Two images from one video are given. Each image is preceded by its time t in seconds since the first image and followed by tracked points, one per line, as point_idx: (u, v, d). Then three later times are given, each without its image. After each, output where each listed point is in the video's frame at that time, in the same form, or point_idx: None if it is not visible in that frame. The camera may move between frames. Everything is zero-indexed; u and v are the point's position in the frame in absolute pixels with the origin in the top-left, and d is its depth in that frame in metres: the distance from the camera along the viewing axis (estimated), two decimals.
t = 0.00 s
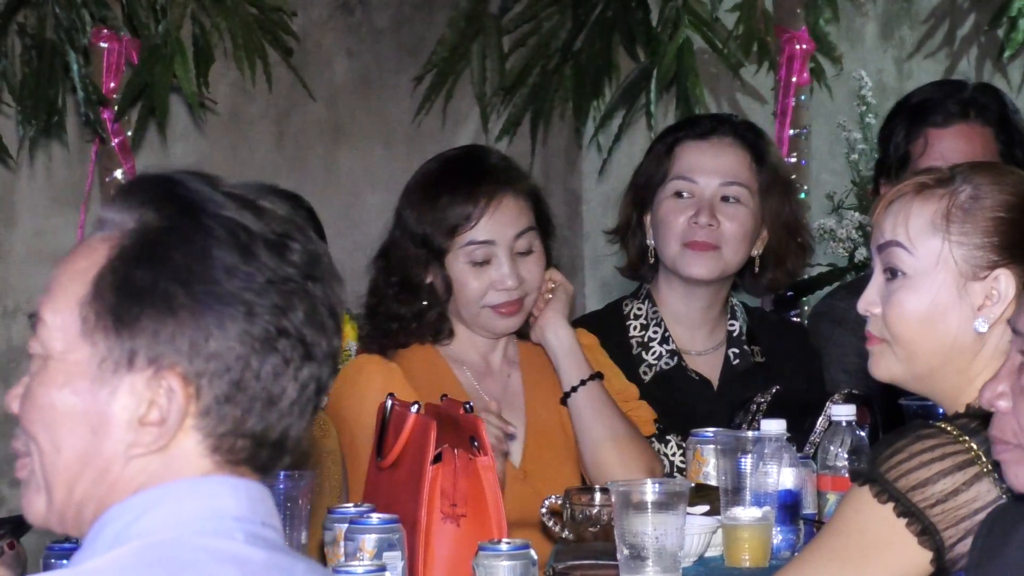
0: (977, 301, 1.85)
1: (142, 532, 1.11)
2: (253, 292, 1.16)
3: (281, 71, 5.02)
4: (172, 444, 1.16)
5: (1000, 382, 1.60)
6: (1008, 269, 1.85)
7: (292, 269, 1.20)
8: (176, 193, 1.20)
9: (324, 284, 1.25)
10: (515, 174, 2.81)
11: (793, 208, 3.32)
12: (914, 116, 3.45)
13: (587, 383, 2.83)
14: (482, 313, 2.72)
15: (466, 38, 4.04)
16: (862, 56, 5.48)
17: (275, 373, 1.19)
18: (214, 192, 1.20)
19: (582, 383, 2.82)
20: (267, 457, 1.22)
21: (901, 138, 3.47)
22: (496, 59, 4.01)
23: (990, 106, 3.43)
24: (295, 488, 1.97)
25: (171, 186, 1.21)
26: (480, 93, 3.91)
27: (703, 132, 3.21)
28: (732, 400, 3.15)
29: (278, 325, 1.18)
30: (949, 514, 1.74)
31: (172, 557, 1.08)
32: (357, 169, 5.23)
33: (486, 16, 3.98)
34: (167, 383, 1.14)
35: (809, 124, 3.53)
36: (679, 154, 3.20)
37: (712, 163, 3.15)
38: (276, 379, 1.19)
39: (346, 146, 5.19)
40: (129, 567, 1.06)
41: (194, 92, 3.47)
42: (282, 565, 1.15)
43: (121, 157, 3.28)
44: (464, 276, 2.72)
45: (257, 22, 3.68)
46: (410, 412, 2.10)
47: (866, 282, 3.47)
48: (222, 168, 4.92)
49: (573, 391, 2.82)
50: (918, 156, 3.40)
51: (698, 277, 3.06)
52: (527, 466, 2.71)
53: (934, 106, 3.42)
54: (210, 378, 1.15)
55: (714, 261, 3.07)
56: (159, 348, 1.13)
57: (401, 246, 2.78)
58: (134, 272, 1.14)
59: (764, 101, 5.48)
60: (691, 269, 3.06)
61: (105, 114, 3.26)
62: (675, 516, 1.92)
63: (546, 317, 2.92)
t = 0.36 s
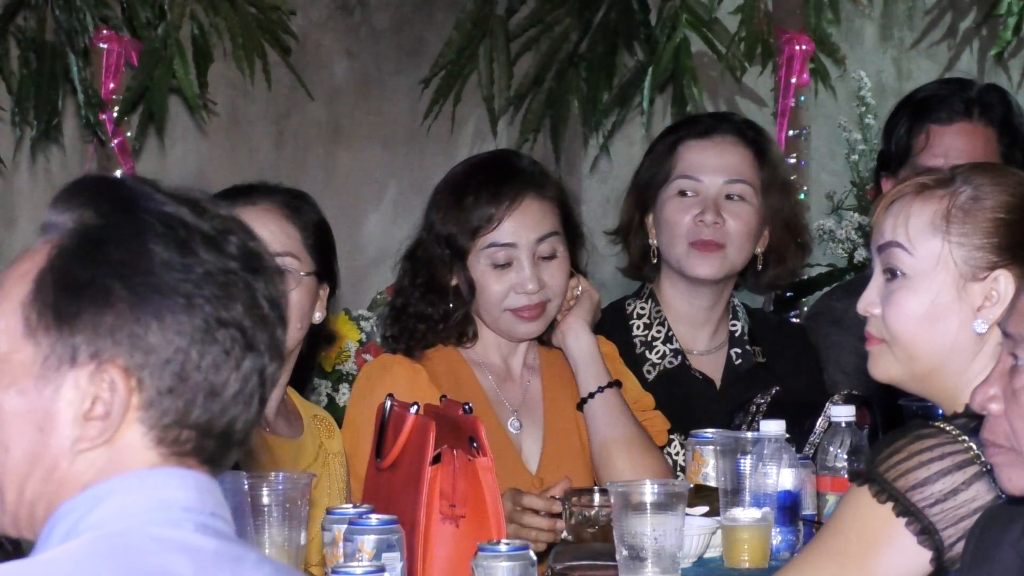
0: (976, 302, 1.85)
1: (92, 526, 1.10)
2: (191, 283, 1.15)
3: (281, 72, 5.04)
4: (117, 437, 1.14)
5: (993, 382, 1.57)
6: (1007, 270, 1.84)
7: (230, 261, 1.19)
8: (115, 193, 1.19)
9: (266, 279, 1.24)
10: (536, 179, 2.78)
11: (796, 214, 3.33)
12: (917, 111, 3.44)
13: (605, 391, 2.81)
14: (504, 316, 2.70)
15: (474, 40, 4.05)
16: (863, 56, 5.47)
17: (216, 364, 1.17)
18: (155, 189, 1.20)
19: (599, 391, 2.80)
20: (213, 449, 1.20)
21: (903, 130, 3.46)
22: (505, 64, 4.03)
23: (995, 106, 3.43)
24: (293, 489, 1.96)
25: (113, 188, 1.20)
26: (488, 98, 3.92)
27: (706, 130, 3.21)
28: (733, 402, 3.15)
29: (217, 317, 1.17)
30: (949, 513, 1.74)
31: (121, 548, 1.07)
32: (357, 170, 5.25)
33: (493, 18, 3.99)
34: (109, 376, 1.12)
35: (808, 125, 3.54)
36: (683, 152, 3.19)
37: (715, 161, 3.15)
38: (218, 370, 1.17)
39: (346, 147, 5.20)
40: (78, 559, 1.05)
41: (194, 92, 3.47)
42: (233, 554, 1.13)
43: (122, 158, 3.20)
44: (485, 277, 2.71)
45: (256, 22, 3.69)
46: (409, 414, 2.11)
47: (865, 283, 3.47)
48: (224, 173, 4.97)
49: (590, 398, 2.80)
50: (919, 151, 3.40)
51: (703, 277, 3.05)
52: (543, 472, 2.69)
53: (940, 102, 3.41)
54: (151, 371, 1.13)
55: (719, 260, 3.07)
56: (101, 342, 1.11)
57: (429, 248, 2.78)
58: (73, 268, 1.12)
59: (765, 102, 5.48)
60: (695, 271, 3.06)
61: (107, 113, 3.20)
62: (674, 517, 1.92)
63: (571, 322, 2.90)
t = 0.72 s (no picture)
0: (973, 303, 1.85)
1: (60, 526, 1.10)
2: (147, 281, 1.15)
3: (281, 72, 5.04)
4: (81, 436, 1.14)
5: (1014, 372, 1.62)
6: (1003, 271, 1.84)
7: (184, 257, 1.19)
8: (61, 197, 1.18)
9: (222, 278, 1.24)
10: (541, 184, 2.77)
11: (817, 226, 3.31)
12: (916, 110, 3.45)
13: (609, 391, 2.82)
14: (504, 319, 2.71)
15: (472, 41, 4.03)
16: (862, 57, 5.46)
17: (175, 360, 1.17)
18: (111, 191, 1.20)
19: (604, 390, 2.81)
20: (178, 446, 1.20)
21: (903, 128, 3.48)
22: (503, 64, 4.01)
23: (996, 109, 3.42)
24: (293, 489, 1.96)
25: (66, 190, 1.19)
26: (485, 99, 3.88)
27: (745, 150, 3.17)
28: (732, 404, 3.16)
29: (175, 313, 1.17)
30: (948, 513, 1.74)
31: (90, 545, 1.07)
32: (355, 172, 5.24)
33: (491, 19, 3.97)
34: (70, 376, 1.12)
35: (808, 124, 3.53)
36: (720, 167, 3.17)
37: (749, 185, 3.12)
38: (177, 367, 1.18)
39: (346, 147, 5.20)
40: (48, 555, 1.06)
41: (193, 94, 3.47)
42: (202, 551, 1.13)
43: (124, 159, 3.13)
44: (487, 279, 2.71)
45: (255, 21, 3.69)
46: (409, 414, 2.11)
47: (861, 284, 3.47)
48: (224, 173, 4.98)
49: (596, 395, 2.81)
50: (916, 150, 3.42)
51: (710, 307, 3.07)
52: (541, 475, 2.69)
53: (942, 103, 3.42)
54: (110, 369, 1.13)
55: (728, 289, 3.08)
56: (60, 344, 1.12)
57: (431, 249, 2.76)
58: (31, 271, 1.13)
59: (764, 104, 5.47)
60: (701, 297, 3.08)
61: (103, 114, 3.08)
62: (674, 518, 1.92)
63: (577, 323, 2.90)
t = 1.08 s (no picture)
0: (973, 302, 1.85)
1: (60, 526, 1.10)
2: (143, 278, 1.13)
3: (280, 71, 5.05)
4: (80, 435, 1.13)
5: None
6: (1003, 269, 1.83)
7: (180, 254, 1.18)
8: (59, 197, 1.16)
9: (217, 277, 1.22)
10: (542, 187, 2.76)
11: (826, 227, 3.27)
12: (919, 111, 3.45)
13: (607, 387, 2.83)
14: (505, 322, 2.70)
15: (467, 41, 4.02)
16: (861, 55, 5.49)
17: (173, 359, 1.16)
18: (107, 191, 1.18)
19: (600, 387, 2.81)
20: (176, 445, 1.19)
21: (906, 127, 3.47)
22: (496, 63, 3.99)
23: (998, 108, 3.42)
24: (293, 488, 1.96)
25: (55, 192, 1.17)
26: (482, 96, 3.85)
27: (750, 168, 3.14)
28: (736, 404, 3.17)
29: (172, 312, 1.15)
30: (949, 512, 1.74)
31: (92, 545, 1.07)
32: (356, 171, 5.25)
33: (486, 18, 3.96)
34: (68, 376, 1.11)
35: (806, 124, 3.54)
36: (724, 186, 3.14)
37: (752, 205, 3.09)
38: (173, 365, 1.16)
39: (346, 145, 5.21)
40: (48, 556, 1.04)
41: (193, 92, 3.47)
42: (203, 550, 1.14)
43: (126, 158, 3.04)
44: (487, 281, 2.70)
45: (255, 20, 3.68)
46: (409, 413, 2.11)
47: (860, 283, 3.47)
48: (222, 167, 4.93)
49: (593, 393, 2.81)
50: (920, 148, 3.41)
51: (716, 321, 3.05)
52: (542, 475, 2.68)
53: (943, 102, 3.42)
54: (108, 368, 1.12)
55: (735, 307, 3.06)
56: (58, 343, 1.10)
57: (431, 247, 2.77)
58: (26, 271, 1.11)
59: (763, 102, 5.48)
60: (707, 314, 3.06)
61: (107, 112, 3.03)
62: (674, 517, 1.92)
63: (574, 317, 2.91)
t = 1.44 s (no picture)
0: (973, 302, 1.85)
1: (88, 527, 1.11)
2: (189, 284, 1.14)
3: (279, 71, 5.05)
4: (116, 436, 1.14)
5: None
6: (1004, 269, 1.83)
7: (230, 261, 1.18)
8: (112, 195, 1.19)
9: (264, 282, 1.22)
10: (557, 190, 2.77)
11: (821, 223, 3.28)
12: (932, 101, 3.45)
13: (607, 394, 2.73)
14: (522, 324, 2.69)
15: (461, 40, 4.04)
16: (861, 55, 5.42)
17: (213, 365, 1.16)
18: (158, 190, 1.20)
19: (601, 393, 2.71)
20: (212, 450, 1.20)
21: (916, 122, 3.47)
22: (490, 62, 3.99)
23: (1010, 105, 3.42)
24: (293, 488, 1.96)
25: (112, 189, 1.20)
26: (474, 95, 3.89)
27: (739, 164, 3.14)
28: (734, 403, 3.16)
29: (215, 317, 1.15)
30: (949, 512, 1.74)
31: (122, 550, 1.09)
32: (356, 171, 5.25)
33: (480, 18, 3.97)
34: (106, 376, 1.11)
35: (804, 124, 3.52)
36: (715, 182, 3.14)
37: (744, 199, 3.09)
38: (215, 370, 1.16)
39: (345, 147, 5.21)
40: (80, 557, 1.07)
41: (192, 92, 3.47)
42: (233, 555, 1.15)
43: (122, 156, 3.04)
44: (504, 283, 2.69)
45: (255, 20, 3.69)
46: (409, 413, 2.10)
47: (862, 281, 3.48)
48: (223, 167, 4.98)
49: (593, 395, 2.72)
50: (930, 140, 3.41)
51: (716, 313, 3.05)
52: (542, 476, 2.68)
53: (958, 94, 3.42)
54: (147, 370, 1.12)
55: (734, 300, 3.05)
56: (99, 343, 1.11)
57: (444, 249, 2.76)
58: (69, 266, 1.12)
59: (763, 101, 5.49)
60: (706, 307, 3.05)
61: (103, 113, 3.01)
62: (674, 517, 1.92)
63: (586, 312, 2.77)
